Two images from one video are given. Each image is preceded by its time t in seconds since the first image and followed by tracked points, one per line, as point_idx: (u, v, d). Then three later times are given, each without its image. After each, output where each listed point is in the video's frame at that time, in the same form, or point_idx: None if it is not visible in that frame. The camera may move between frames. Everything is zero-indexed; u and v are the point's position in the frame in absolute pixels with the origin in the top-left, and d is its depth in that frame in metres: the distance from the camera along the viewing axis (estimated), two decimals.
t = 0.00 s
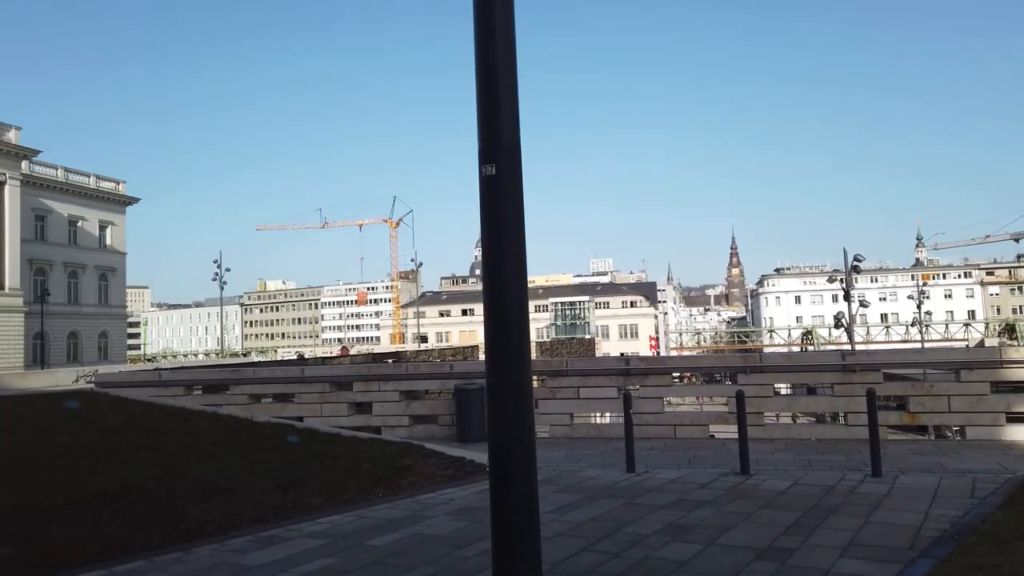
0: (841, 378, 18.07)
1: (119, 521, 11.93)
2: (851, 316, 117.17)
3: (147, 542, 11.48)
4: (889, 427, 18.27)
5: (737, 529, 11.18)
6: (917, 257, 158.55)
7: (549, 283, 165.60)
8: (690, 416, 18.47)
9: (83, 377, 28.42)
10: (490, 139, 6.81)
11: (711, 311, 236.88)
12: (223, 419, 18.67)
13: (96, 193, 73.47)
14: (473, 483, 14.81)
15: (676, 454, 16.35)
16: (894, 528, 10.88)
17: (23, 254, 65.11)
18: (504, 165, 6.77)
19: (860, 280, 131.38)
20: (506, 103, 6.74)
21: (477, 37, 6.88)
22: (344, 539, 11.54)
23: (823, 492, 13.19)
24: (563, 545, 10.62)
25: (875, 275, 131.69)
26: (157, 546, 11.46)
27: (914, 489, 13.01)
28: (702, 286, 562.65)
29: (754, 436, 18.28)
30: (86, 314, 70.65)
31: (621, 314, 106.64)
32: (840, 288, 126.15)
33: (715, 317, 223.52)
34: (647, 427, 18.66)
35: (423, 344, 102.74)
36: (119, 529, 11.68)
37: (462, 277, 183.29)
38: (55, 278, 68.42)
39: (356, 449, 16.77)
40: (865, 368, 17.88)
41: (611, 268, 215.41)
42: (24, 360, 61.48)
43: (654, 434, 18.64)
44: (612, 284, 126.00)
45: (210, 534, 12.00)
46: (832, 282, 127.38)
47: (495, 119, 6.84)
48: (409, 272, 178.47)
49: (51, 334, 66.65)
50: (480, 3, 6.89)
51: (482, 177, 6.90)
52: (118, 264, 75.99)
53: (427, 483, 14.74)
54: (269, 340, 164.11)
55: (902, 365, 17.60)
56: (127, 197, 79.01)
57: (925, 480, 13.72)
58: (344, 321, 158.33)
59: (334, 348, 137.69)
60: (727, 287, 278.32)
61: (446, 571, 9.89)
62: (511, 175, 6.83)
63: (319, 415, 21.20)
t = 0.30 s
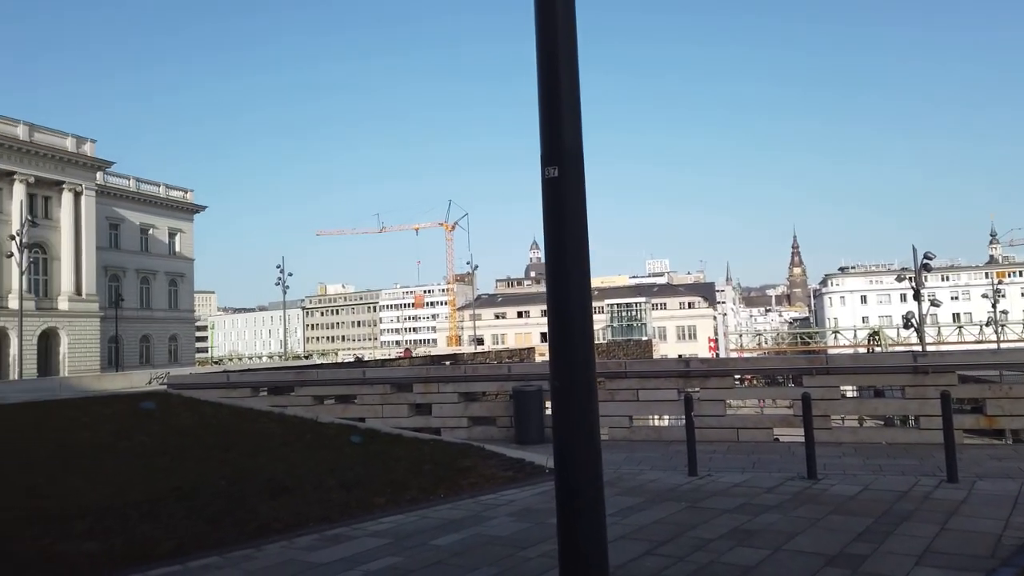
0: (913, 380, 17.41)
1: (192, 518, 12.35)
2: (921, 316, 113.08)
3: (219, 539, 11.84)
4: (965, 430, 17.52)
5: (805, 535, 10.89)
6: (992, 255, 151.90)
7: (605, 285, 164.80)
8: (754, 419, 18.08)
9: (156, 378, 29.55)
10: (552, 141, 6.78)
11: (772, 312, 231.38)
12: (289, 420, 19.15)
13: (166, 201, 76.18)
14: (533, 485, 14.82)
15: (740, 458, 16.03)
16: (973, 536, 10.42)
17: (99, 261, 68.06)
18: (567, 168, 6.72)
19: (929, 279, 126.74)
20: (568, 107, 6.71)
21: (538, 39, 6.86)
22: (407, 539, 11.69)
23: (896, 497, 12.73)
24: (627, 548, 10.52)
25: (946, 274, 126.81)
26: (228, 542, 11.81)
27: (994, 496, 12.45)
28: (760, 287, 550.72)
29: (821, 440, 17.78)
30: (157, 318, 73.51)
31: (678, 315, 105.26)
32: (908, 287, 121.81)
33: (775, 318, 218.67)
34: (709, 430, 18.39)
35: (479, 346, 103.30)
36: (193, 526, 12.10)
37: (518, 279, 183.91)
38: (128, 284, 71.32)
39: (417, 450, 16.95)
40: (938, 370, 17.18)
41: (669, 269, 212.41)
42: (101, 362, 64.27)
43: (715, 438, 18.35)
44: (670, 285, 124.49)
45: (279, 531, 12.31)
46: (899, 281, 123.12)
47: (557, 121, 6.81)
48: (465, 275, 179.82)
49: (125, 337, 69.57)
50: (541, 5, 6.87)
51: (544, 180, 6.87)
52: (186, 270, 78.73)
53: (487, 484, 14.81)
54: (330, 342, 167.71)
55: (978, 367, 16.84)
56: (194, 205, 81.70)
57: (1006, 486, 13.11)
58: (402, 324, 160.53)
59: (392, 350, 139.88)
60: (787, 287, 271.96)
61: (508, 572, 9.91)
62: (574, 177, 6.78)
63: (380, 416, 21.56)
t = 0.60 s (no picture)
0: (985, 378, 16.72)
1: (257, 512, 12.72)
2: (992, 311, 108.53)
3: (283, 533, 12.16)
4: None
5: (872, 537, 10.58)
6: None
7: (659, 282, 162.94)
8: (816, 418, 17.63)
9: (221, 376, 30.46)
10: (612, 137, 6.71)
11: (831, 308, 225.05)
12: (348, 417, 19.50)
13: (227, 205, 78.35)
14: (590, 483, 14.76)
15: (802, 458, 15.66)
16: None
17: (164, 263, 70.46)
18: (626, 163, 6.64)
19: (1001, 273, 121.56)
20: (628, 102, 6.63)
21: (596, 34, 6.80)
22: (466, 535, 11.78)
23: (968, 499, 12.25)
24: (687, 548, 10.38)
25: (1019, 267, 121.52)
26: (292, 535, 12.12)
27: None
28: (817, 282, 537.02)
29: (887, 440, 17.24)
30: (219, 318, 75.76)
31: (734, 312, 103.36)
32: (978, 281, 116.93)
33: (836, 315, 212.78)
34: (769, 428, 18.03)
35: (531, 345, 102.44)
36: (258, 520, 12.45)
37: (570, 277, 183.14)
38: (191, 285, 73.60)
39: (474, 448, 17.06)
40: (1012, 367, 16.46)
41: (723, 266, 208.61)
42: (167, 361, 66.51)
43: (776, 437, 18.01)
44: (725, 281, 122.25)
45: (340, 525, 12.56)
46: (968, 275, 118.34)
47: (615, 117, 6.74)
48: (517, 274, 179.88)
49: (190, 337, 71.93)
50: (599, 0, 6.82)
51: (603, 178, 6.81)
52: (246, 271, 80.90)
53: (544, 482, 14.82)
54: (384, 341, 169.99)
55: None
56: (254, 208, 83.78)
57: None
58: (454, 323, 161.48)
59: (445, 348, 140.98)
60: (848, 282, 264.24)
61: (567, 570, 9.90)
62: (633, 173, 6.70)
63: (435, 414, 21.79)
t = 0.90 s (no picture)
0: None
1: (313, 507, 13.00)
2: None
3: (339, 528, 12.39)
4: None
5: (937, 541, 10.26)
6: None
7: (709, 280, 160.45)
8: (875, 419, 17.18)
9: (276, 374, 31.16)
10: (668, 132, 6.63)
11: (888, 306, 218.55)
12: (399, 415, 19.76)
13: (280, 207, 80.04)
14: (641, 483, 14.66)
15: (861, 459, 15.28)
16: None
17: (220, 264, 72.33)
18: (682, 161, 6.56)
19: None
20: (683, 100, 6.55)
21: (649, 31, 6.74)
22: (518, 533, 11.82)
23: None
24: (743, 549, 10.22)
25: None
26: (349, 530, 12.34)
27: None
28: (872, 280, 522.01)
29: (950, 441, 16.68)
30: (273, 317, 77.52)
31: (786, 309, 101.16)
32: None
33: (893, 312, 206.75)
34: (827, 429, 17.67)
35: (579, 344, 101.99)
36: (314, 515, 12.73)
37: (618, 275, 181.80)
38: (246, 286, 75.40)
39: (524, 445, 17.11)
40: None
41: (775, 263, 204.69)
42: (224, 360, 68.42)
43: (833, 437, 17.63)
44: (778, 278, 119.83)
45: (394, 521, 12.73)
46: None
47: (670, 113, 6.65)
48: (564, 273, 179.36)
49: (245, 336, 73.78)
50: None
51: (659, 175, 6.72)
52: (299, 271, 82.52)
53: (595, 481, 14.77)
54: (432, 340, 171.40)
55: None
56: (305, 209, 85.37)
57: None
58: (501, 322, 161.69)
59: (494, 347, 141.46)
60: (907, 279, 255.98)
61: (621, 570, 9.83)
62: (689, 170, 6.60)
63: (485, 412, 21.93)
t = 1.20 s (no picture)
0: None
1: (351, 504, 13.16)
2: None
3: (377, 524, 12.52)
4: None
5: (984, 544, 10.01)
6: None
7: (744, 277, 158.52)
8: (918, 418, 16.83)
9: (313, 373, 31.59)
10: (707, 127, 6.55)
11: (929, 303, 213.73)
12: (434, 413, 19.89)
13: (314, 208, 81.01)
14: (677, 482, 14.56)
15: (903, 459, 14.99)
16: None
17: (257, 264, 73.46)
18: (722, 156, 6.47)
19: None
20: (723, 96, 6.47)
21: (688, 26, 6.67)
22: (554, 532, 11.82)
23: None
24: (782, 550, 10.09)
25: None
26: (385, 527, 12.46)
27: None
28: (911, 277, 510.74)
29: (997, 441, 16.26)
30: (308, 316, 78.54)
31: (823, 307, 99.48)
32: None
33: (934, 309, 202.21)
34: (867, 429, 17.38)
35: (612, 342, 101.47)
36: (352, 511, 12.88)
37: (651, 273, 180.55)
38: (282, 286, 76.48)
39: (559, 444, 17.10)
40: None
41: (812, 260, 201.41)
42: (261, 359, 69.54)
43: (875, 438, 17.31)
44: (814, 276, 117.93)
45: (430, 519, 12.81)
46: None
47: (710, 107, 6.57)
48: (597, 271, 178.65)
49: (280, 335, 74.89)
50: None
51: (698, 171, 6.65)
52: (333, 271, 83.43)
53: (630, 480, 14.70)
54: (465, 339, 172.05)
55: None
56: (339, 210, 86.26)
57: None
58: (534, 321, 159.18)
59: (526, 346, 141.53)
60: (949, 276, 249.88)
61: (658, 570, 9.78)
62: (729, 167, 6.51)
63: (519, 410, 22.01)
